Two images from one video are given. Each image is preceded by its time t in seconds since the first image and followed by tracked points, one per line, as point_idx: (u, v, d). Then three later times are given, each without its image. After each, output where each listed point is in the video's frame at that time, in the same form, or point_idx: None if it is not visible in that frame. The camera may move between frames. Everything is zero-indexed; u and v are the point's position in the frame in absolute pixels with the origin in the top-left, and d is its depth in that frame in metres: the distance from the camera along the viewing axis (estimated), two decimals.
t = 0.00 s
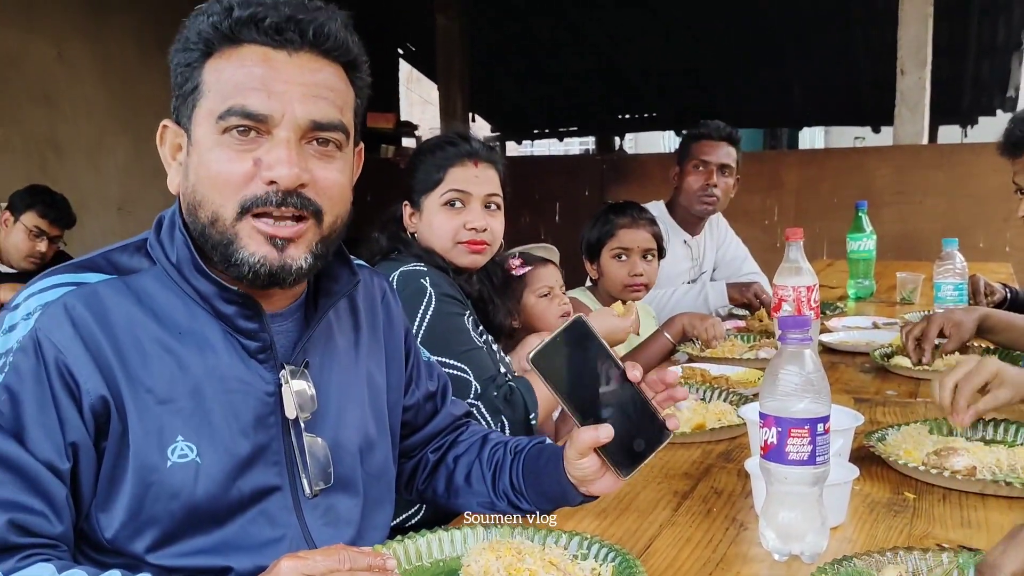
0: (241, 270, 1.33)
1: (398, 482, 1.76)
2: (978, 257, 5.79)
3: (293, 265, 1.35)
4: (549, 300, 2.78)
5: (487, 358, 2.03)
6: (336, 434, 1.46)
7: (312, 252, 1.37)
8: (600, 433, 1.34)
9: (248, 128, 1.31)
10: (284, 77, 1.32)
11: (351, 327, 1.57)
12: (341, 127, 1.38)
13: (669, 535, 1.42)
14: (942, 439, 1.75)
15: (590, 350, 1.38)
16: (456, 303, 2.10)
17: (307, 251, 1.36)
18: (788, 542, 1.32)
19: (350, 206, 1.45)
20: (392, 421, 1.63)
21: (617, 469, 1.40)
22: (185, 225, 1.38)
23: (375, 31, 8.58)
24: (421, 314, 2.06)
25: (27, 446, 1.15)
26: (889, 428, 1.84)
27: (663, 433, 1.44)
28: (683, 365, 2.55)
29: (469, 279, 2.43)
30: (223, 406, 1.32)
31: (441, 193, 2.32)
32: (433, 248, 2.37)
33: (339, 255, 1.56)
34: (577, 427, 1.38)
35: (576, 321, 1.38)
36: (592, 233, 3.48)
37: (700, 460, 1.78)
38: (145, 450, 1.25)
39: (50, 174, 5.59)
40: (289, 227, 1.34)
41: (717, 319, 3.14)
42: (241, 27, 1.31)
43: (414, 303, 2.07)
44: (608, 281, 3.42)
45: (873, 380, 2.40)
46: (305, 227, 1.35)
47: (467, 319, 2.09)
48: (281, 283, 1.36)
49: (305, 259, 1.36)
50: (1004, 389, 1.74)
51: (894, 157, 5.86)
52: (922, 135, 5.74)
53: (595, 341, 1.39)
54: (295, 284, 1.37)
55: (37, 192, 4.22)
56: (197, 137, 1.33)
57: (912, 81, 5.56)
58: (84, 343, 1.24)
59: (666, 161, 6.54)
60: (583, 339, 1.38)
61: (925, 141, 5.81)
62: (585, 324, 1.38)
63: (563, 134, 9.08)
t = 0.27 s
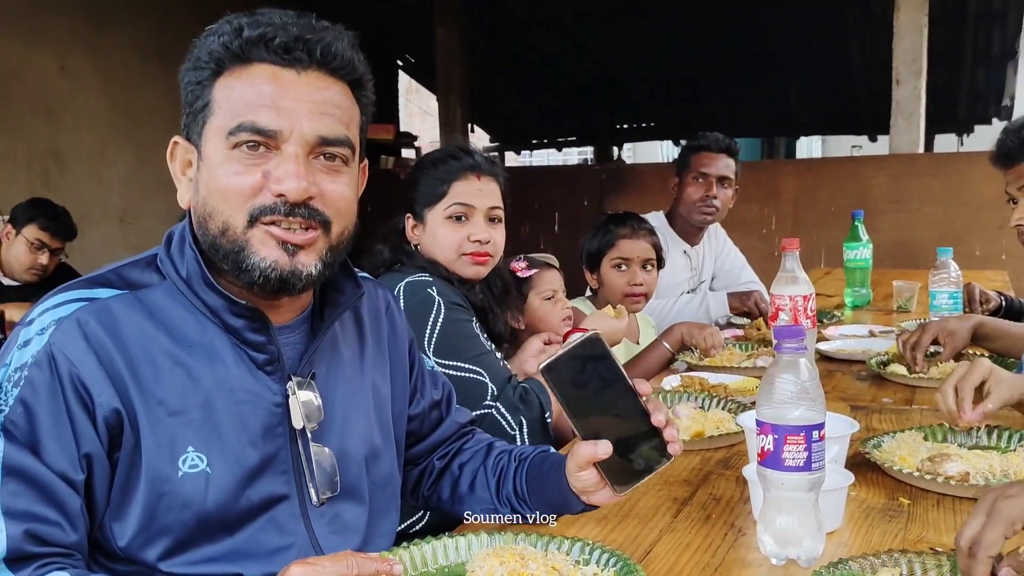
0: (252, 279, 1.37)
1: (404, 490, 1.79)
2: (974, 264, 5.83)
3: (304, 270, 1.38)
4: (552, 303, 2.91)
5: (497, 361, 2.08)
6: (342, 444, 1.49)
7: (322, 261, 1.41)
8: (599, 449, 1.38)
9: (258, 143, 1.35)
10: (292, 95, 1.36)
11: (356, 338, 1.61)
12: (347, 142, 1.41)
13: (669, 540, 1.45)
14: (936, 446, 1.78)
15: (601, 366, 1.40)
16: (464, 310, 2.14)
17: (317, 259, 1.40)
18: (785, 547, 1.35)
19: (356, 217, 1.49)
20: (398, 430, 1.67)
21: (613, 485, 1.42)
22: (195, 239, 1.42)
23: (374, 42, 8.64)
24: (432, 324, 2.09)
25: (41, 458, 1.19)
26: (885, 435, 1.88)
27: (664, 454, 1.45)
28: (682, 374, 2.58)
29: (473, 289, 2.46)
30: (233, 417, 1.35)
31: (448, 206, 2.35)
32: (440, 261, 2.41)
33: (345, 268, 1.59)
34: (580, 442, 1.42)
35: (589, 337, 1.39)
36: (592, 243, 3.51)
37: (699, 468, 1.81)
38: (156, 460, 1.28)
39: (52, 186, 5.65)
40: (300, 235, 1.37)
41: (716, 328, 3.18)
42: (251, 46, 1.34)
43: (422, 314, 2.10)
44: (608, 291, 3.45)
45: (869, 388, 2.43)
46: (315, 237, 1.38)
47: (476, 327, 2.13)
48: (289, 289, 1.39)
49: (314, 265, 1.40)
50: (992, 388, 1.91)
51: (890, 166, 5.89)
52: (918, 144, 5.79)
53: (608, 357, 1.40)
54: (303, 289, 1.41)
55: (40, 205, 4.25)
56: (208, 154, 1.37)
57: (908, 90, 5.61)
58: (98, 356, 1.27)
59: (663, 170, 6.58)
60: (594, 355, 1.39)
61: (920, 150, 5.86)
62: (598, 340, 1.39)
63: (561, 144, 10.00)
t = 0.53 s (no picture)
0: (256, 289, 1.39)
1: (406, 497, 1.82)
2: (970, 269, 5.87)
3: (303, 287, 1.41)
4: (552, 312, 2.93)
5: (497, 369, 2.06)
6: (346, 451, 1.51)
7: (324, 275, 1.43)
8: (579, 445, 1.42)
9: (268, 156, 1.37)
10: (304, 110, 1.38)
11: (359, 346, 1.63)
12: (356, 157, 1.44)
13: (669, 544, 1.47)
14: (932, 449, 1.80)
15: (556, 366, 1.46)
16: (463, 319, 2.15)
17: (319, 274, 1.42)
18: (783, 548, 1.37)
19: (363, 230, 1.52)
20: (399, 437, 1.69)
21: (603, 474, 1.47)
22: (204, 249, 1.44)
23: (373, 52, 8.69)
24: (431, 332, 2.11)
25: (53, 462, 1.21)
26: (881, 439, 1.90)
27: (645, 432, 1.47)
28: (681, 380, 2.60)
29: (474, 299, 2.49)
30: (239, 425, 1.37)
31: (459, 217, 2.38)
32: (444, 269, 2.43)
33: (349, 278, 1.62)
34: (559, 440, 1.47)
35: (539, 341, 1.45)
36: (592, 250, 3.54)
37: (698, 472, 1.83)
38: (165, 467, 1.30)
39: (53, 197, 5.71)
40: (303, 251, 1.40)
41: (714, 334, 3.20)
42: (266, 62, 1.37)
43: (421, 324, 2.13)
44: (609, 297, 3.48)
45: (866, 393, 2.45)
46: (318, 251, 1.41)
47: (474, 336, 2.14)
48: (290, 303, 1.42)
49: (317, 278, 1.42)
50: None
51: (887, 171, 5.92)
52: (914, 150, 5.82)
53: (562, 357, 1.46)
54: (304, 304, 1.43)
55: (43, 216, 4.28)
56: (219, 165, 1.39)
57: (903, 97, 5.65)
58: (108, 364, 1.30)
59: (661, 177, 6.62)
60: (547, 358, 1.45)
61: (916, 156, 5.89)
62: (547, 342, 1.45)
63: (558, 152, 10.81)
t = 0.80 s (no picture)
0: (259, 301, 1.41)
1: (406, 504, 1.83)
2: (964, 275, 5.89)
3: (309, 298, 1.42)
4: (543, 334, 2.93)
5: (484, 388, 2.05)
6: (345, 459, 1.52)
7: (327, 289, 1.45)
8: (578, 457, 1.44)
9: (274, 170, 1.39)
10: (311, 126, 1.40)
11: (358, 355, 1.64)
12: (360, 174, 1.45)
13: (665, 550, 1.49)
14: (926, 455, 1.82)
15: (561, 380, 1.45)
16: (453, 333, 2.10)
17: (322, 288, 1.44)
18: (779, 553, 1.39)
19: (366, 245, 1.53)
20: (398, 445, 1.70)
21: (603, 484, 1.48)
22: (207, 259, 1.45)
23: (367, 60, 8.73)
24: (420, 348, 2.05)
25: (56, 471, 1.22)
26: (876, 444, 1.91)
27: (643, 443, 1.48)
28: (677, 387, 2.62)
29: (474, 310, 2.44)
30: (239, 434, 1.38)
31: (485, 227, 2.30)
32: (465, 281, 2.33)
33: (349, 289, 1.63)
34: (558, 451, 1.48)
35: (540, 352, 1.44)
36: (587, 258, 3.56)
37: (693, 478, 1.84)
38: (166, 477, 1.31)
39: (48, 206, 5.73)
40: (307, 263, 1.41)
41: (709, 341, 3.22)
42: (275, 78, 1.39)
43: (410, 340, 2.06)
44: (603, 305, 3.49)
45: (860, 399, 2.47)
46: (322, 265, 1.42)
47: (465, 349, 2.10)
48: (294, 313, 1.43)
49: (321, 292, 1.43)
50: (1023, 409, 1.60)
51: (880, 178, 5.95)
52: (907, 157, 5.85)
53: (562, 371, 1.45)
54: (309, 314, 1.44)
55: (38, 226, 4.28)
56: (225, 177, 1.41)
57: (896, 103, 5.68)
58: (111, 374, 1.31)
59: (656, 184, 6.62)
60: (552, 370, 1.44)
61: (909, 162, 5.92)
62: (547, 356, 1.43)
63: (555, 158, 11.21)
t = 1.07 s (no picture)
0: (261, 300, 1.41)
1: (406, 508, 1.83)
2: (961, 277, 5.90)
3: (311, 295, 1.42)
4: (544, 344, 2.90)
5: (487, 398, 2.04)
6: (346, 462, 1.52)
7: (329, 286, 1.45)
8: (580, 455, 1.45)
9: (271, 170, 1.39)
10: (307, 125, 1.41)
11: (358, 359, 1.65)
12: (356, 171, 1.46)
13: (667, 552, 1.49)
14: (926, 456, 1.82)
15: (561, 380, 1.45)
16: (453, 342, 2.09)
17: (324, 285, 1.44)
18: (779, 555, 1.39)
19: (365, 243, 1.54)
20: (399, 449, 1.70)
21: (605, 485, 1.49)
22: (207, 263, 1.46)
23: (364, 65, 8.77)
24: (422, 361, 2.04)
25: (57, 475, 1.23)
26: (875, 446, 1.92)
27: (645, 442, 1.48)
28: (676, 390, 2.62)
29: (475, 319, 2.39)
30: (240, 438, 1.38)
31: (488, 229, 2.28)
32: (475, 286, 2.30)
33: (349, 292, 1.63)
34: (560, 452, 1.49)
35: (542, 353, 1.44)
36: (586, 262, 3.57)
37: (694, 481, 1.85)
38: (167, 480, 1.32)
39: (46, 213, 5.83)
40: (308, 261, 1.41)
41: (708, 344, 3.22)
42: (268, 79, 1.39)
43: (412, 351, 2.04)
44: (603, 307, 3.49)
45: (859, 401, 2.47)
46: (322, 262, 1.42)
47: (464, 356, 2.10)
48: (298, 314, 1.43)
49: (322, 289, 1.43)
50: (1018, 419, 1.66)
51: (878, 180, 5.96)
52: (904, 160, 5.86)
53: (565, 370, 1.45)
54: (311, 313, 1.44)
55: (36, 232, 4.28)
56: (222, 179, 1.41)
57: (893, 107, 5.70)
58: (112, 378, 1.31)
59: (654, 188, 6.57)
60: (554, 370, 1.45)
61: (906, 165, 5.93)
62: (548, 354, 1.45)
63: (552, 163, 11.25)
